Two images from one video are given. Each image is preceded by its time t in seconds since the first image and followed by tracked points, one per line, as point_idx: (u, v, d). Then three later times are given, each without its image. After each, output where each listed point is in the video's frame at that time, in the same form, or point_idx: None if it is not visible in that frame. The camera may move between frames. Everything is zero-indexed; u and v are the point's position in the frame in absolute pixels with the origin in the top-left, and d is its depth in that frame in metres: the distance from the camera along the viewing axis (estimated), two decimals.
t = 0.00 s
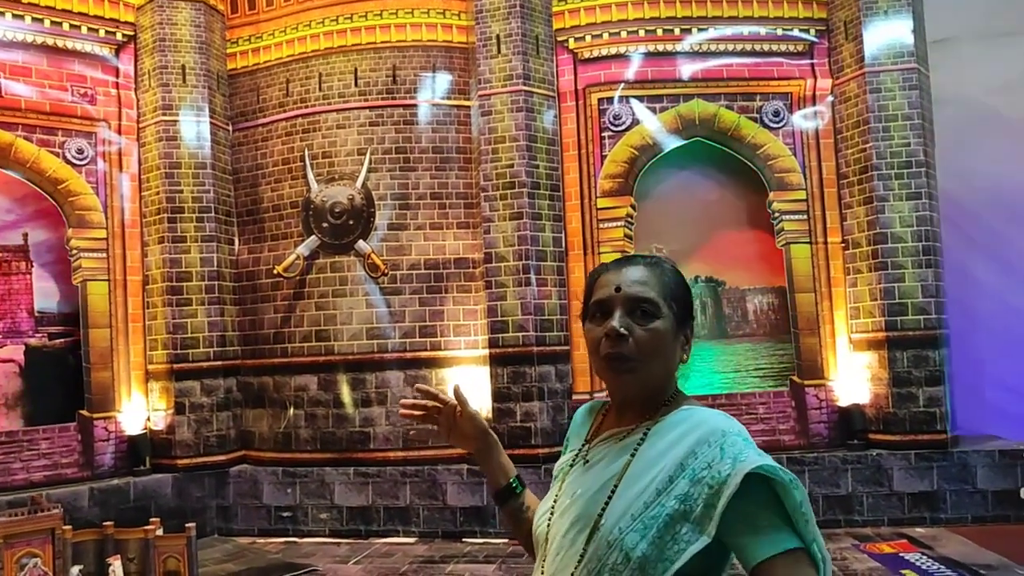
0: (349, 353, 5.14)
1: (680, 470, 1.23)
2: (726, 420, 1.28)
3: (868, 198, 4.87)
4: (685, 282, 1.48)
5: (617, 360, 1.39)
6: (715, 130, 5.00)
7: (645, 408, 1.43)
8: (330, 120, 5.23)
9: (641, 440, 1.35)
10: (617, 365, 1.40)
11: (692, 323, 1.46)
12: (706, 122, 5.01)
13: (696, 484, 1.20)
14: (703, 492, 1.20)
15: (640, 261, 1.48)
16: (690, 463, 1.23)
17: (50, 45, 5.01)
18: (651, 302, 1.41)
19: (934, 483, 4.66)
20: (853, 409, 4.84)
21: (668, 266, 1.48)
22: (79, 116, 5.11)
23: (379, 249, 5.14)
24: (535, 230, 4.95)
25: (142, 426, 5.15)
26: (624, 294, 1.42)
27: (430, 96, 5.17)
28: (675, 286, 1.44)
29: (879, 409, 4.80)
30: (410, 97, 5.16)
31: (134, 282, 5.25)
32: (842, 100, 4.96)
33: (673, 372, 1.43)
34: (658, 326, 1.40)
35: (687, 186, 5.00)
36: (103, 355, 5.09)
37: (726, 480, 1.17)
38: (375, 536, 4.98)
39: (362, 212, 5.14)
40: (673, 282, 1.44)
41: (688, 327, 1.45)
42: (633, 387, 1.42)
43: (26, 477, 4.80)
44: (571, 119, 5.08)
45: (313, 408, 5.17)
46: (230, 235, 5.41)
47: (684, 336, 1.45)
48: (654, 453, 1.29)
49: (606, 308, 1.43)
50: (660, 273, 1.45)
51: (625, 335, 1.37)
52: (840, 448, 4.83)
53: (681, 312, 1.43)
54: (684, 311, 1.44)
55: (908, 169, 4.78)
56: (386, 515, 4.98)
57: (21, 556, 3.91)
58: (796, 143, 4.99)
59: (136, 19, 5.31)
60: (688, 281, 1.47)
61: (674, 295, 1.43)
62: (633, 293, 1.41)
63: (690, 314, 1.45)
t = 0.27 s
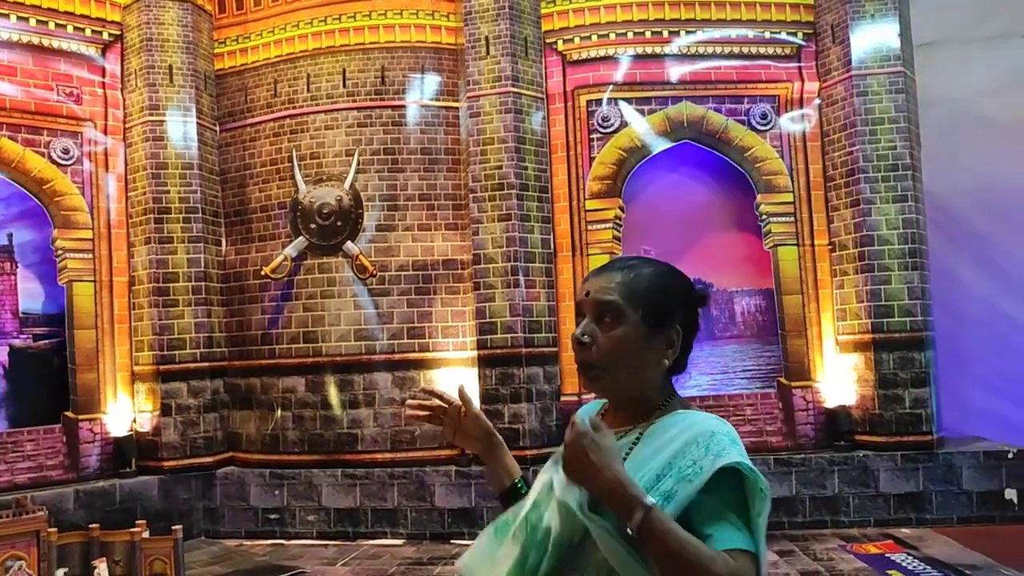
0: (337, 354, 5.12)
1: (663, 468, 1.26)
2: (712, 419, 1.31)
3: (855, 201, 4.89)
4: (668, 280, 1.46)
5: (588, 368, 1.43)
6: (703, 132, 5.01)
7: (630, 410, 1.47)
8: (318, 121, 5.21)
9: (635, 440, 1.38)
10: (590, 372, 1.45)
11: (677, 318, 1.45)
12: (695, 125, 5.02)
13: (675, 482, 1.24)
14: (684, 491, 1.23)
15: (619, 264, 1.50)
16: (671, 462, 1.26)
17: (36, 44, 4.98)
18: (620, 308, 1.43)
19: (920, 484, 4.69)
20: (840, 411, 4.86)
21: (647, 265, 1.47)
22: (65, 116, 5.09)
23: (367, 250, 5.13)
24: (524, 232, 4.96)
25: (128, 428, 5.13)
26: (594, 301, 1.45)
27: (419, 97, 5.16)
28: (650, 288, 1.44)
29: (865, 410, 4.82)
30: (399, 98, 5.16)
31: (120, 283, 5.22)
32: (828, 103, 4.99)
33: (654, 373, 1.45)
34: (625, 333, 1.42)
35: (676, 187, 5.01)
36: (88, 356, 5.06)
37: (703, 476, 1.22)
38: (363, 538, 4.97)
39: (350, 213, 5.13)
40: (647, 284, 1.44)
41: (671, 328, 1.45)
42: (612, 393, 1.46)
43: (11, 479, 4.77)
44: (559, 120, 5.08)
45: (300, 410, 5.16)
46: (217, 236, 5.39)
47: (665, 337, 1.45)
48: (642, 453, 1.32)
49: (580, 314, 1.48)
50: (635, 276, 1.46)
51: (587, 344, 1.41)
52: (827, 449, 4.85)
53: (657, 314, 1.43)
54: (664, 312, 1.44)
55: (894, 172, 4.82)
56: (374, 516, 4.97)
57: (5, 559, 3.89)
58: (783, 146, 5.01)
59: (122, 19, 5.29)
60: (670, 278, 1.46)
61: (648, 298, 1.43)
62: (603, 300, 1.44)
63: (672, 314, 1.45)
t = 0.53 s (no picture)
0: (323, 360, 5.10)
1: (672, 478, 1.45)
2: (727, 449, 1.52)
3: (841, 209, 4.92)
4: (662, 298, 1.63)
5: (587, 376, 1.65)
6: (690, 140, 5.03)
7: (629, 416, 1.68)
8: (305, 126, 5.20)
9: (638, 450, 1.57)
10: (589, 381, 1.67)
11: (675, 335, 1.64)
12: (682, 132, 5.04)
13: (691, 497, 1.45)
14: (698, 508, 1.45)
15: (617, 283, 1.66)
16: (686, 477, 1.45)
17: (20, 47, 4.94)
18: (611, 326, 1.63)
19: (904, 491, 4.70)
20: (825, 417, 4.89)
21: (642, 282, 1.64)
22: (50, 120, 5.06)
23: (354, 256, 5.12)
24: (511, 237, 4.96)
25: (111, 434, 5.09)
26: (592, 318, 1.65)
27: (406, 103, 5.16)
28: (644, 306, 1.62)
29: (851, 417, 4.84)
30: (386, 103, 5.15)
31: (104, 288, 5.19)
32: (815, 111, 5.01)
33: (650, 383, 1.64)
34: (615, 347, 1.63)
35: (664, 194, 5.02)
36: (71, 361, 5.02)
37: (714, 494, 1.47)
38: (348, 544, 4.94)
39: (337, 219, 5.12)
40: (641, 302, 1.62)
41: (665, 342, 1.63)
42: (612, 400, 1.67)
43: None
44: (547, 127, 5.09)
45: (286, 416, 5.13)
46: (203, 241, 5.36)
47: (659, 351, 1.63)
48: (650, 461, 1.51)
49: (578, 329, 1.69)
50: (631, 293, 1.63)
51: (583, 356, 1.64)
52: (812, 456, 4.87)
53: (650, 331, 1.62)
54: (657, 328, 1.62)
55: (879, 180, 4.84)
56: (359, 523, 4.95)
57: None
58: (770, 154, 5.04)
59: (108, 22, 5.26)
60: (664, 295, 1.63)
61: (640, 316, 1.61)
62: (599, 319, 1.64)
63: (665, 330, 1.63)
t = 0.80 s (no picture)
0: (311, 371, 5.09)
1: (634, 482, 1.42)
2: (706, 458, 1.47)
3: (827, 222, 4.95)
4: (641, 316, 1.59)
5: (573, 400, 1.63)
6: (678, 153, 5.06)
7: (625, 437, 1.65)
8: (295, 136, 5.21)
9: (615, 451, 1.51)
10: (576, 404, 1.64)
11: (659, 352, 1.60)
12: (670, 145, 5.07)
13: (655, 502, 1.43)
14: (662, 513, 1.43)
15: (596, 303, 1.62)
16: (648, 483, 1.42)
17: (8, 56, 4.95)
18: (592, 349, 1.60)
19: (890, 503, 4.72)
20: (812, 430, 4.90)
21: (621, 299, 1.60)
22: (38, 128, 5.05)
23: (343, 266, 5.12)
24: (500, 249, 4.98)
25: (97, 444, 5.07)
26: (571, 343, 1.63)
27: (396, 114, 5.17)
28: (624, 325, 1.58)
29: (837, 430, 4.86)
30: (376, 114, 5.16)
31: (91, 297, 5.17)
32: (801, 125, 5.05)
33: (638, 403, 1.61)
34: (597, 371, 1.60)
35: (652, 206, 5.06)
36: (58, 371, 5.00)
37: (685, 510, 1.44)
38: (335, 556, 4.93)
39: (326, 229, 5.12)
40: (620, 322, 1.58)
41: (650, 360, 1.60)
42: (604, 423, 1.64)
43: None
44: (536, 139, 5.11)
45: (273, 427, 5.11)
46: (191, 251, 5.34)
47: (644, 370, 1.60)
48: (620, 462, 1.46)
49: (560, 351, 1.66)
50: (610, 313, 1.59)
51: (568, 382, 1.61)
52: (799, 468, 4.89)
53: (632, 351, 1.59)
54: (639, 346, 1.59)
55: (865, 194, 4.88)
56: (346, 535, 4.93)
57: None
58: (757, 167, 5.07)
59: (98, 32, 5.25)
60: (643, 311, 1.59)
61: (620, 337, 1.58)
62: (577, 345, 1.62)
63: (649, 349, 1.60)
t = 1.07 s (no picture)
0: (304, 381, 5.09)
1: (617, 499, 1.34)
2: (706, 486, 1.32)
3: (820, 235, 4.98)
4: (621, 321, 1.51)
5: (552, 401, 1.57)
6: (672, 166, 5.08)
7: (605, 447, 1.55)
8: (289, 147, 5.21)
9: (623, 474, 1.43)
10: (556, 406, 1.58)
11: (635, 360, 1.50)
12: (663, 158, 5.09)
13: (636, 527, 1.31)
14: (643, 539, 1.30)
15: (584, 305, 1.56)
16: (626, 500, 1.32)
17: (4, 65, 4.95)
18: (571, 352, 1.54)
19: (882, 516, 4.73)
20: (804, 442, 4.91)
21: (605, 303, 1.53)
22: (32, 138, 5.04)
23: (337, 277, 5.12)
24: (494, 260, 4.99)
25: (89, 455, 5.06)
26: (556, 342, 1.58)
27: (391, 125, 5.18)
28: (601, 329, 1.51)
29: (829, 442, 4.88)
30: (371, 126, 5.18)
31: (84, 307, 5.16)
32: (794, 139, 5.09)
33: (613, 413, 1.52)
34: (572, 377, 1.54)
35: (646, 218, 5.07)
36: (50, 381, 4.99)
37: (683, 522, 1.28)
38: (327, 568, 4.91)
39: (321, 240, 5.11)
40: (599, 325, 1.52)
41: (624, 367, 1.50)
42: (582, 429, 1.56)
43: None
44: (531, 151, 5.13)
45: (266, 437, 5.11)
46: (185, 261, 5.34)
47: (618, 377, 1.51)
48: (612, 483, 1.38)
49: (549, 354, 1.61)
50: (590, 315, 1.53)
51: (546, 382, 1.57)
52: (791, 481, 4.90)
53: (607, 356, 1.51)
54: (613, 353, 1.51)
55: (858, 208, 4.91)
56: (339, 546, 4.92)
57: None
58: (750, 180, 5.10)
59: (93, 41, 5.25)
60: (622, 316, 1.51)
61: (597, 340, 1.51)
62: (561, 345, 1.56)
63: (625, 356, 1.51)
